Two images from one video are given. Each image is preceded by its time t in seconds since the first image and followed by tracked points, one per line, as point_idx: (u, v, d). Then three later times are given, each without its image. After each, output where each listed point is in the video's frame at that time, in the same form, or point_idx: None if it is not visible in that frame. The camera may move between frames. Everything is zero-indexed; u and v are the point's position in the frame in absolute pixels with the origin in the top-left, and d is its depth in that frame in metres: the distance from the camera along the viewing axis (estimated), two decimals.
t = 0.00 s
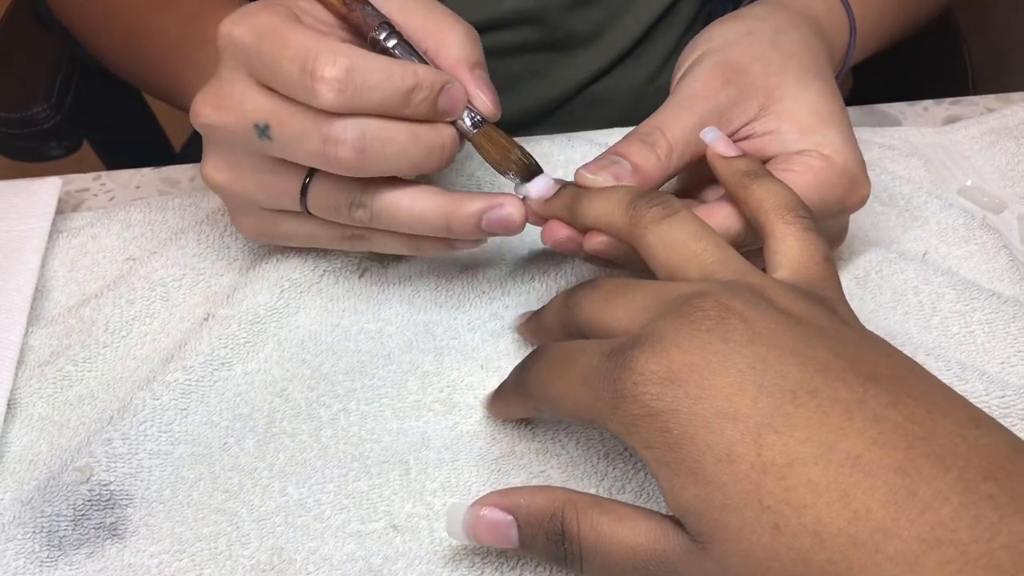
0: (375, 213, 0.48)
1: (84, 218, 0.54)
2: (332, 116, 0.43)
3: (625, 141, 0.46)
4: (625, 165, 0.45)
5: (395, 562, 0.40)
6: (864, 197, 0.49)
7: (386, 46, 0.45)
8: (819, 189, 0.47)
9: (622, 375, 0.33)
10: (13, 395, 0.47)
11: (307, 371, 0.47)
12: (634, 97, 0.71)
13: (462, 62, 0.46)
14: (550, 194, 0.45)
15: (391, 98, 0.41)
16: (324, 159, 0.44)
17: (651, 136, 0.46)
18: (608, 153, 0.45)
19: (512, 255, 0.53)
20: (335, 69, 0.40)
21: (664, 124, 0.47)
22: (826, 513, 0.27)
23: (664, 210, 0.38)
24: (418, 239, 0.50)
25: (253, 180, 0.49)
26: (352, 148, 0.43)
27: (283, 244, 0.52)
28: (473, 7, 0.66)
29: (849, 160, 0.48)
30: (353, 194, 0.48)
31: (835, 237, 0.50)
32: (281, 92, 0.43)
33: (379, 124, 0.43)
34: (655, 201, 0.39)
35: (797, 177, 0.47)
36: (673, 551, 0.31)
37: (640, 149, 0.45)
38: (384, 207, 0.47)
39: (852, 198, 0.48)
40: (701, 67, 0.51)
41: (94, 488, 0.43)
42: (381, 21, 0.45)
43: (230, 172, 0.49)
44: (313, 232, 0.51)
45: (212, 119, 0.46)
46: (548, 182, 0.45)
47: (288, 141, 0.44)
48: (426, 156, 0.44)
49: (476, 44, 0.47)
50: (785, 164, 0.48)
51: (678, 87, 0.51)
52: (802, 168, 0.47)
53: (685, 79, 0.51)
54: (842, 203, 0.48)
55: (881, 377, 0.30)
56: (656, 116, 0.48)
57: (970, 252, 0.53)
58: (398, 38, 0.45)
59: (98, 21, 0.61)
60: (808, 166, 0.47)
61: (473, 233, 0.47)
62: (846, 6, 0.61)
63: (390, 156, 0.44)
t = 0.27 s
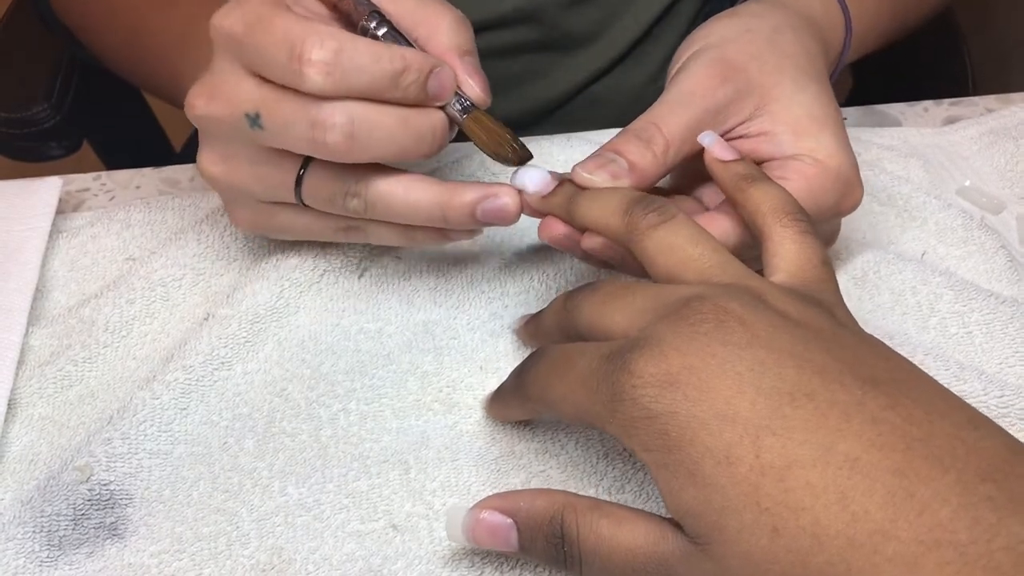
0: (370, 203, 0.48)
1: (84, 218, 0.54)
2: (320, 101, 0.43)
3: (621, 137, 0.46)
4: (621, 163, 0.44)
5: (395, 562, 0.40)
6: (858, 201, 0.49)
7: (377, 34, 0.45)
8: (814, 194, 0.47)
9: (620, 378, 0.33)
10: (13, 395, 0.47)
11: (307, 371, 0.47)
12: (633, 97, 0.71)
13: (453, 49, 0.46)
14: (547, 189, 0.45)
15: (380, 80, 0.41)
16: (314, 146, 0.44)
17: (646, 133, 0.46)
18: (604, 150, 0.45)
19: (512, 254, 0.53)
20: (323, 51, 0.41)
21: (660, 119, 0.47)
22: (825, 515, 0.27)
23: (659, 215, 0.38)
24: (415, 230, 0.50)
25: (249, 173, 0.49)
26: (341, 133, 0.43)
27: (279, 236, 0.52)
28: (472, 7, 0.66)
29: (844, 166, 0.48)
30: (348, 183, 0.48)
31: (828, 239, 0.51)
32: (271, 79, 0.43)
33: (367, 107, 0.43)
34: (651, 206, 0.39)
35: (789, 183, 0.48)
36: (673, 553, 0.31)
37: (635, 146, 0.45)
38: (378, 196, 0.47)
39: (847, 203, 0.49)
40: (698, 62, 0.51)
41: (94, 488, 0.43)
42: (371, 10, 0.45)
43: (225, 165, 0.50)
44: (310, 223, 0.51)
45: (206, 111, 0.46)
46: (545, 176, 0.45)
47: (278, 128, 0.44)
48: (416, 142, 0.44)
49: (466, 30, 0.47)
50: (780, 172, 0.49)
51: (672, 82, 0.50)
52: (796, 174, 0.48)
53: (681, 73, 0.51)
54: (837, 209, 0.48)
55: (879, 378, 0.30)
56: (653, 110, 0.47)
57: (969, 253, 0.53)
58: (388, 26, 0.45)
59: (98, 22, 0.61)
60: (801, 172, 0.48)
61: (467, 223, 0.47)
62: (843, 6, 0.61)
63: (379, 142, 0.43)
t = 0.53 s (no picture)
0: (374, 212, 0.48)
1: (85, 219, 0.54)
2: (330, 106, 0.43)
3: (619, 138, 0.46)
4: (617, 163, 0.44)
5: (397, 563, 0.40)
6: (859, 202, 0.49)
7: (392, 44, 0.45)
8: (815, 196, 0.47)
9: (622, 380, 0.33)
10: (15, 397, 0.47)
11: (309, 372, 0.48)
12: (634, 97, 0.71)
13: (469, 66, 0.46)
14: (547, 199, 0.45)
15: (392, 89, 0.41)
16: (319, 151, 0.44)
17: (644, 134, 0.46)
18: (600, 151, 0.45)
19: (514, 256, 0.53)
20: (334, 57, 0.41)
21: (658, 121, 0.46)
22: (827, 518, 0.27)
23: (658, 220, 0.38)
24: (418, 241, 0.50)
25: (252, 172, 0.49)
26: (346, 141, 0.43)
27: (280, 239, 0.52)
28: (473, 7, 0.66)
29: (845, 167, 0.48)
30: (352, 192, 0.48)
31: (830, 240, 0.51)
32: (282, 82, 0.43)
33: (377, 115, 0.43)
34: (648, 211, 0.39)
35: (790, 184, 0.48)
36: (674, 556, 0.31)
37: (633, 146, 0.45)
38: (382, 206, 0.47)
39: (849, 204, 0.49)
40: (697, 64, 0.51)
41: (96, 489, 0.44)
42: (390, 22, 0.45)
43: (230, 162, 0.49)
44: (311, 226, 0.51)
45: (213, 108, 0.46)
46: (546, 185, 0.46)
47: (284, 131, 0.44)
48: (424, 153, 0.44)
49: (483, 49, 0.47)
50: (781, 173, 0.49)
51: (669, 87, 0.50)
52: (797, 176, 0.48)
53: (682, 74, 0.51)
54: (838, 211, 0.48)
55: (881, 380, 0.30)
56: (650, 112, 0.47)
57: (970, 254, 0.54)
58: (405, 38, 0.45)
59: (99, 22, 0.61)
60: (802, 173, 0.48)
61: (471, 235, 0.47)
62: (843, 7, 0.61)
63: (386, 152, 0.43)
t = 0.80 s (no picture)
0: (369, 211, 0.48)
1: (83, 219, 0.54)
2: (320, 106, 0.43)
3: (614, 138, 0.46)
4: (612, 163, 0.44)
5: (395, 563, 0.40)
6: (857, 202, 0.49)
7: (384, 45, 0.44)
8: (814, 196, 0.47)
9: (619, 380, 0.33)
10: (12, 396, 0.47)
11: (307, 372, 0.47)
12: (632, 97, 0.71)
13: (461, 69, 0.46)
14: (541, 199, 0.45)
15: (384, 91, 0.41)
16: (313, 152, 0.44)
17: (639, 135, 0.46)
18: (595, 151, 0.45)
19: (512, 255, 0.53)
20: (329, 60, 0.41)
21: (654, 121, 0.46)
22: (824, 518, 0.27)
23: (652, 222, 0.38)
24: (413, 238, 0.50)
25: (247, 174, 0.49)
26: (340, 141, 0.43)
27: (275, 239, 0.52)
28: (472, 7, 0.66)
29: (843, 167, 0.48)
30: (346, 192, 0.48)
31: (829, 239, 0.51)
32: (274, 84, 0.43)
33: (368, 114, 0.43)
34: (644, 215, 0.39)
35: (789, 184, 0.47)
36: (672, 556, 0.31)
37: (628, 147, 0.45)
38: (378, 204, 0.47)
39: (846, 205, 0.49)
40: (693, 64, 0.51)
41: (94, 489, 0.43)
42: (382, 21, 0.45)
43: (223, 166, 0.49)
44: (307, 226, 0.51)
45: (207, 109, 0.46)
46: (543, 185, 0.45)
47: (276, 132, 0.44)
48: (416, 153, 0.44)
49: (475, 52, 0.48)
50: (780, 174, 0.48)
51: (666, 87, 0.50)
52: (795, 176, 0.48)
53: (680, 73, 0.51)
54: (837, 212, 0.48)
55: (879, 380, 0.30)
56: (645, 114, 0.47)
57: (969, 253, 0.53)
58: (397, 39, 0.45)
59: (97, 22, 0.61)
60: (801, 174, 0.48)
61: (465, 233, 0.47)
62: (840, 8, 0.61)
63: (380, 151, 0.43)
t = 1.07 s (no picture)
0: (368, 206, 0.48)
1: (83, 219, 0.54)
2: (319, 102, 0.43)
3: (613, 138, 0.46)
4: (613, 164, 0.44)
5: (395, 562, 0.40)
6: (856, 203, 0.49)
7: (379, 37, 0.45)
8: (812, 198, 0.47)
9: (619, 380, 0.33)
10: (12, 396, 0.47)
11: (307, 372, 0.47)
12: (632, 97, 0.71)
13: (458, 64, 0.46)
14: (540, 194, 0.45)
15: (382, 83, 0.41)
16: (314, 148, 0.44)
17: (639, 134, 0.45)
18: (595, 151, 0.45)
19: (513, 255, 0.53)
20: (329, 54, 0.41)
21: (654, 120, 0.46)
22: (824, 518, 0.27)
23: (651, 224, 0.38)
24: (412, 233, 0.50)
25: (249, 173, 0.49)
26: (340, 134, 0.43)
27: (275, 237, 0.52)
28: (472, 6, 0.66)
29: (842, 167, 0.48)
30: (346, 185, 0.48)
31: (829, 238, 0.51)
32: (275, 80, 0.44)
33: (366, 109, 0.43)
34: (642, 216, 0.39)
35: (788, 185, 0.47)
36: (672, 557, 0.31)
37: (628, 146, 0.45)
38: (377, 198, 0.47)
39: (845, 206, 0.49)
40: (693, 62, 0.51)
41: (94, 488, 0.43)
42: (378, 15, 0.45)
43: (225, 163, 0.50)
44: (308, 222, 0.51)
45: (207, 107, 0.47)
46: (544, 184, 0.45)
47: (277, 126, 0.44)
48: (415, 147, 0.44)
49: (473, 47, 0.48)
50: (779, 175, 0.48)
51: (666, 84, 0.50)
52: (793, 179, 0.48)
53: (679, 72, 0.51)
54: (836, 212, 0.48)
55: (879, 380, 0.30)
56: (644, 112, 0.47)
57: (969, 252, 0.53)
58: (393, 32, 0.45)
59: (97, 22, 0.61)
60: (800, 176, 0.48)
61: (465, 228, 0.47)
62: (839, 8, 0.61)
63: (379, 145, 0.43)
